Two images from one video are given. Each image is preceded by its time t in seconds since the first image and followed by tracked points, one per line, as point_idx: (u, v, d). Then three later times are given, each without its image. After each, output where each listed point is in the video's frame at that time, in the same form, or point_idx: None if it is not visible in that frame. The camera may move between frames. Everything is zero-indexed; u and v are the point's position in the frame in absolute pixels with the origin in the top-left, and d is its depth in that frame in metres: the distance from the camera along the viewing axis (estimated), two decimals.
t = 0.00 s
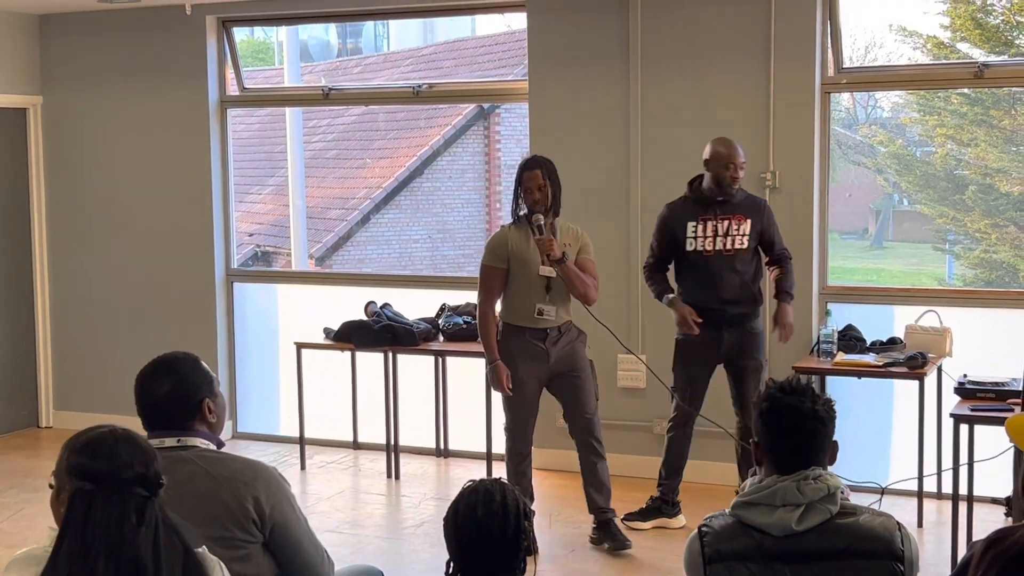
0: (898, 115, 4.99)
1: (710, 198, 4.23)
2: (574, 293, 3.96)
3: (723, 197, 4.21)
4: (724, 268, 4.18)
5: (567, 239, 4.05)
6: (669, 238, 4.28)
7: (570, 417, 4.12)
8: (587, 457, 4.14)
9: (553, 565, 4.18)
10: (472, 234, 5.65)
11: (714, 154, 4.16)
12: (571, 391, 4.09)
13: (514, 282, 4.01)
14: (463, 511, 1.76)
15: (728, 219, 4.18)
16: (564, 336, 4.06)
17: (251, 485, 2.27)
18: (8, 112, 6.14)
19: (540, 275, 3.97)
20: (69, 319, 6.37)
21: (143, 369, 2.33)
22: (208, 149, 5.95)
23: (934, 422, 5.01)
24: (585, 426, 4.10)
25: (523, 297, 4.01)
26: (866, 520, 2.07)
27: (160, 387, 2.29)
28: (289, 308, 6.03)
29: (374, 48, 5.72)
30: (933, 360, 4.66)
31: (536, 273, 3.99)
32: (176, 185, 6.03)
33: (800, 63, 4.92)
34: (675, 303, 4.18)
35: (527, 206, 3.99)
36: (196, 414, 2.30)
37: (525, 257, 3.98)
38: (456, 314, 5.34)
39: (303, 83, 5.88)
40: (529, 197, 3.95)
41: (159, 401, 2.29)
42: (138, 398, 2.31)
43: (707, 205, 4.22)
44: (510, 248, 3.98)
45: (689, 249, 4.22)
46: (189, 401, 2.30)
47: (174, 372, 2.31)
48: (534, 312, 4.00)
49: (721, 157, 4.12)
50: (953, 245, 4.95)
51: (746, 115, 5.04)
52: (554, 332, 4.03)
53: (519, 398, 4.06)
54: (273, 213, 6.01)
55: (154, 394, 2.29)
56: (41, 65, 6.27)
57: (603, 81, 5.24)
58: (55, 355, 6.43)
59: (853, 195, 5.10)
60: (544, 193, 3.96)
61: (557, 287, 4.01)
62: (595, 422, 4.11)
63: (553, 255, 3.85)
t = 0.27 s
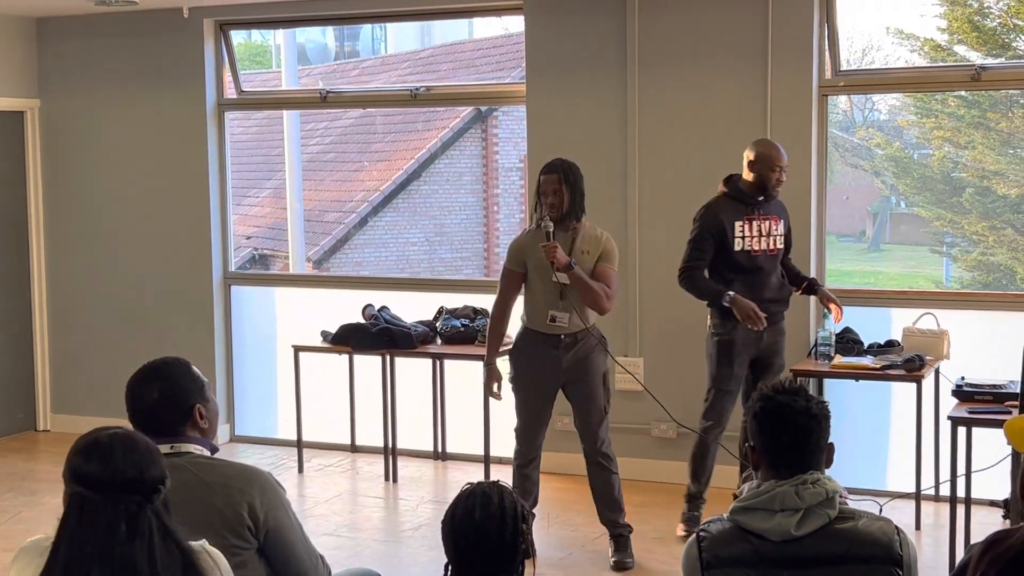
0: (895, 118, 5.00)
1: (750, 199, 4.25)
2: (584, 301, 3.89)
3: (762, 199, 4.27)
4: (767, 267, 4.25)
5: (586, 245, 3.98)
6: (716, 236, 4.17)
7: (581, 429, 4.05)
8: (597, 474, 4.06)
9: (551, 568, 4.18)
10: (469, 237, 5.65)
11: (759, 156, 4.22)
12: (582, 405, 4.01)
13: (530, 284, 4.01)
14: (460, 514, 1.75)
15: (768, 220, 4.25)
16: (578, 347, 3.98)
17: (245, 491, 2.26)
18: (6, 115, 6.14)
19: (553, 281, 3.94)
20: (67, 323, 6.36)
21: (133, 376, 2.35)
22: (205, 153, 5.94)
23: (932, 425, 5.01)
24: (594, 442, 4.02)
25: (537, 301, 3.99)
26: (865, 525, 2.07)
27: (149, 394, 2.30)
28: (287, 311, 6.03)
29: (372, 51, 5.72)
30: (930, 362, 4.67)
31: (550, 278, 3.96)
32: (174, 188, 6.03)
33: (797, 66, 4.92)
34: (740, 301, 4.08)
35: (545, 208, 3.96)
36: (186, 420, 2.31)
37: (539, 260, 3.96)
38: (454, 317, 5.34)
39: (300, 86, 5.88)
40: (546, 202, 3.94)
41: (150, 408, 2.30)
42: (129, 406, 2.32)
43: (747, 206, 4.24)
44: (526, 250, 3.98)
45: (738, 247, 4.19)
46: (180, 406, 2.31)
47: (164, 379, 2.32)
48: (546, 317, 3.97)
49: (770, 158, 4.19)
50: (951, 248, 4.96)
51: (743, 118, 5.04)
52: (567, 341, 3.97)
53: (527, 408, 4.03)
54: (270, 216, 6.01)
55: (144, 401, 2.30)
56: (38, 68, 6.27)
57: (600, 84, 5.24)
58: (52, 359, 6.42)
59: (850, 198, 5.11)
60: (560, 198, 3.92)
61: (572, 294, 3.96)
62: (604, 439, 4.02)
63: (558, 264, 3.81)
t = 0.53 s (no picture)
0: (891, 121, 5.01)
1: (789, 203, 4.10)
2: (597, 308, 3.90)
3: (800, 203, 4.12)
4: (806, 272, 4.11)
5: (610, 251, 3.99)
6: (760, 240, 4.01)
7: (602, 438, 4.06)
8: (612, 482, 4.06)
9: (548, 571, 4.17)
10: (466, 240, 5.65)
11: (800, 159, 4.06)
12: (601, 413, 4.03)
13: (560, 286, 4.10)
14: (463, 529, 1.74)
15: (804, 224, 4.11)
16: (597, 355, 3.99)
17: (241, 500, 2.26)
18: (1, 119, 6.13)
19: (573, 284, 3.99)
20: (63, 327, 6.36)
21: (128, 383, 2.35)
22: (201, 156, 5.94)
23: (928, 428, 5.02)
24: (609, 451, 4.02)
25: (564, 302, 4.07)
26: (860, 527, 2.07)
27: (144, 401, 2.31)
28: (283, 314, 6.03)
29: (368, 54, 5.72)
30: (926, 365, 4.67)
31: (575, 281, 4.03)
32: (170, 192, 6.02)
33: (793, 69, 4.93)
34: (788, 309, 3.94)
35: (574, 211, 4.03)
36: (182, 426, 2.32)
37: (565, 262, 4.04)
38: (450, 320, 5.34)
39: (297, 89, 5.89)
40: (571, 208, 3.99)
41: (147, 415, 2.31)
42: (125, 411, 2.33)
43: (787, 211, 4.09)
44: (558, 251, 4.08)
45: (782, 252, 4.03)
46: (176, 413, 2.31)
47: (158, 386, 2.32)
48: (569, 319, 4.03)
49: (813, 163, 4.05)
50: (947, 250, 4.96)
51: (740, 121, 5.04)
52: (586, 346, 4.00)
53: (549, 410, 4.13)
54: (266, 219, 6.01)
55: (139, 407, 2.31)
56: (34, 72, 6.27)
57: (596, 88, 5.24)
58: (48, 363, 6.41)
59: (846, 201, 5.11)
60: (583, 201, 3.96)
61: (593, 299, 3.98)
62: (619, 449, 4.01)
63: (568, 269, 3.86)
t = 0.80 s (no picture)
0: (887, 123, 5.01)
1: (819, 207, 3.79)
2: (598, 313, 3.89)
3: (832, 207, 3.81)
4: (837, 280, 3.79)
5: (613, 254, 3.95)
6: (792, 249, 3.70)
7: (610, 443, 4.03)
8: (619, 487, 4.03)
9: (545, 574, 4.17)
10: (463, 242, 5.65)
11: (827, 161, 3.77)
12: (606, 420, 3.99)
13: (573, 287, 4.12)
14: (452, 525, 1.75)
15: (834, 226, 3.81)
16: (602, 361, 3.96)
17: (238, 506, 2.26)
18: None
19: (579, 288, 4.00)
20: (59, 330, 6.36)
21: (127, 385, 2.35)
22: (197, 159, 5.94)
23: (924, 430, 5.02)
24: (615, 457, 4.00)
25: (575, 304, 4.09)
26: (854, 529, 2.07)
27: (142, 404, 2.31)
28: (280, 317, 6.03)
29: (365, 57, 5.72)
30: (923, 368, 4.67)
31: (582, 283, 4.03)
32: (166, 194, 6.02)
33: (788, 71, 4.93)
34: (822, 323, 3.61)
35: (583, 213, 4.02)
36: (179, 430, 2.32)
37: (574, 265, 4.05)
38: (447, 323, 5.34)
39: (293, 92, 5.89)
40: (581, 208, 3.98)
41: (145, 417, 2.31)
42: (123, 414, 2.33)
43: (818, 215, 3.78)
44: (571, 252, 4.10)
45: (816, 259, 3.72)
46: (173, 416, 2.32)
47: (156, 388, 2.32)
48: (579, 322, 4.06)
49: (843, 164, 3.76)
50: (944, 252, 4.97)
51: (735, 124, 5.05)
52: (590, 352, 3.98)
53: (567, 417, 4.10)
54: (262, 222, 6.01)
55: (137, 410, 2.31)
56: (30, 76, 6.27)
57: (592, 91, 5.24)
58: (45, 366, 6.41)
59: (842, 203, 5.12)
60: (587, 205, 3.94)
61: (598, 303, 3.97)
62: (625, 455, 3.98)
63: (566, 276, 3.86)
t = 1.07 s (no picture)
0: (883, 125, 5.01)
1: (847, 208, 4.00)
2: (604, 313, 3.90)
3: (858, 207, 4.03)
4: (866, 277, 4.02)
5: (617, 253, 3.96)
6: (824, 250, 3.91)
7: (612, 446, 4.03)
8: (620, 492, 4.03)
9: None
10: (459, 245, 5.65)
11: (856, 165, 3.96)
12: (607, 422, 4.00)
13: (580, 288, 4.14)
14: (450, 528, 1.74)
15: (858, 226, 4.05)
16: (602, 365, 3.97)
17: (237, 511, 2.26)
18: None
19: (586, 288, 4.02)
20: (55, 334, 6.35)
21: (127, 387, 2.34)
22: (194, 162, 5.94)
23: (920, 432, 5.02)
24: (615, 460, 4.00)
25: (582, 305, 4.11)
26: (848, 531, 2.07)
27: (142, 407, 2.29)
28: (276, 320, 6.02)
29: (361, 59, 5.72)
30: (918, 369, 4.67)
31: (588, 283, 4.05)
32: (162, 198, 6.02)
33: (784, 74, 4.94)
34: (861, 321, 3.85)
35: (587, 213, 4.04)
36: (180, 435, 2.30)
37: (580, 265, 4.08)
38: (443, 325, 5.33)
39: (289, 95, 5.89)
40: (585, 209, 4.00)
41: (145, 421, 2.29)
42: (123, 418, 2.31)
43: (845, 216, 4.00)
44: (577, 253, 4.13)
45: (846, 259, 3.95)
46: (173, 422, 2.29)
47: (157, 392, 2.31)
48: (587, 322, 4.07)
49: (874, 168, 3.95)
50: (940, 254, 4.97)
51: (731, 126, 5.05)
52: (592, 355, 4.00)
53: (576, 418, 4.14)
54: (258, 225, 6.01)
55: (137, 414, 2.29)
56: (26, 79, 6.27)
57: (588, 93, 5.24)
58: (41, 369, 6.41)
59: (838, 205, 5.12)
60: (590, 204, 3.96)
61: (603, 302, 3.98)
62: (623, 458, 3.98)
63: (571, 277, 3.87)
